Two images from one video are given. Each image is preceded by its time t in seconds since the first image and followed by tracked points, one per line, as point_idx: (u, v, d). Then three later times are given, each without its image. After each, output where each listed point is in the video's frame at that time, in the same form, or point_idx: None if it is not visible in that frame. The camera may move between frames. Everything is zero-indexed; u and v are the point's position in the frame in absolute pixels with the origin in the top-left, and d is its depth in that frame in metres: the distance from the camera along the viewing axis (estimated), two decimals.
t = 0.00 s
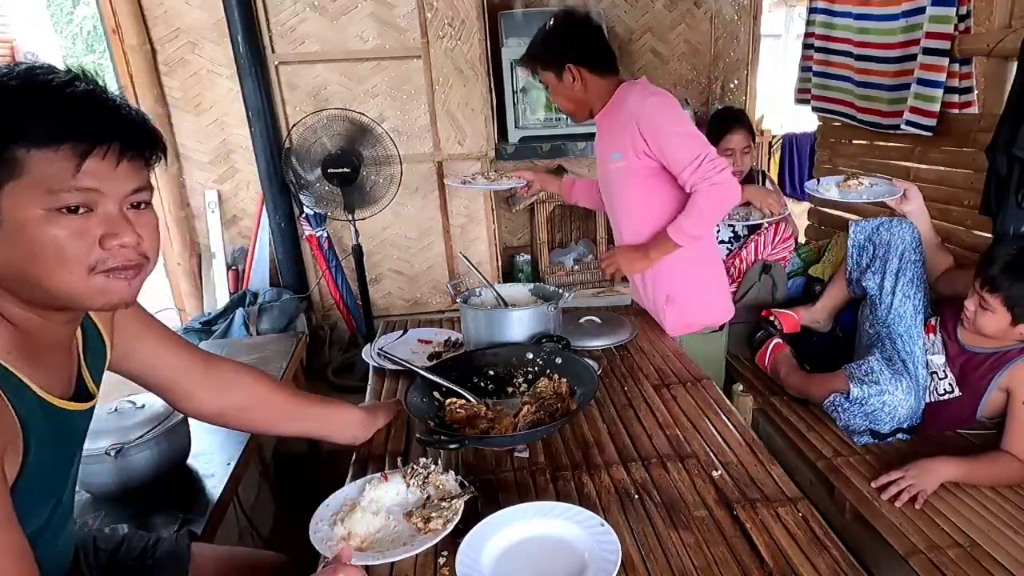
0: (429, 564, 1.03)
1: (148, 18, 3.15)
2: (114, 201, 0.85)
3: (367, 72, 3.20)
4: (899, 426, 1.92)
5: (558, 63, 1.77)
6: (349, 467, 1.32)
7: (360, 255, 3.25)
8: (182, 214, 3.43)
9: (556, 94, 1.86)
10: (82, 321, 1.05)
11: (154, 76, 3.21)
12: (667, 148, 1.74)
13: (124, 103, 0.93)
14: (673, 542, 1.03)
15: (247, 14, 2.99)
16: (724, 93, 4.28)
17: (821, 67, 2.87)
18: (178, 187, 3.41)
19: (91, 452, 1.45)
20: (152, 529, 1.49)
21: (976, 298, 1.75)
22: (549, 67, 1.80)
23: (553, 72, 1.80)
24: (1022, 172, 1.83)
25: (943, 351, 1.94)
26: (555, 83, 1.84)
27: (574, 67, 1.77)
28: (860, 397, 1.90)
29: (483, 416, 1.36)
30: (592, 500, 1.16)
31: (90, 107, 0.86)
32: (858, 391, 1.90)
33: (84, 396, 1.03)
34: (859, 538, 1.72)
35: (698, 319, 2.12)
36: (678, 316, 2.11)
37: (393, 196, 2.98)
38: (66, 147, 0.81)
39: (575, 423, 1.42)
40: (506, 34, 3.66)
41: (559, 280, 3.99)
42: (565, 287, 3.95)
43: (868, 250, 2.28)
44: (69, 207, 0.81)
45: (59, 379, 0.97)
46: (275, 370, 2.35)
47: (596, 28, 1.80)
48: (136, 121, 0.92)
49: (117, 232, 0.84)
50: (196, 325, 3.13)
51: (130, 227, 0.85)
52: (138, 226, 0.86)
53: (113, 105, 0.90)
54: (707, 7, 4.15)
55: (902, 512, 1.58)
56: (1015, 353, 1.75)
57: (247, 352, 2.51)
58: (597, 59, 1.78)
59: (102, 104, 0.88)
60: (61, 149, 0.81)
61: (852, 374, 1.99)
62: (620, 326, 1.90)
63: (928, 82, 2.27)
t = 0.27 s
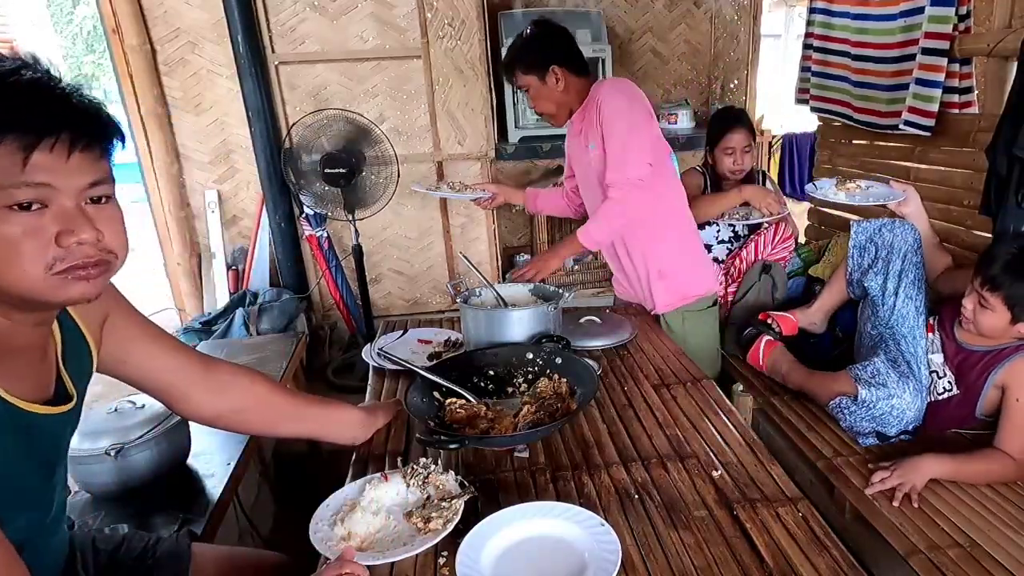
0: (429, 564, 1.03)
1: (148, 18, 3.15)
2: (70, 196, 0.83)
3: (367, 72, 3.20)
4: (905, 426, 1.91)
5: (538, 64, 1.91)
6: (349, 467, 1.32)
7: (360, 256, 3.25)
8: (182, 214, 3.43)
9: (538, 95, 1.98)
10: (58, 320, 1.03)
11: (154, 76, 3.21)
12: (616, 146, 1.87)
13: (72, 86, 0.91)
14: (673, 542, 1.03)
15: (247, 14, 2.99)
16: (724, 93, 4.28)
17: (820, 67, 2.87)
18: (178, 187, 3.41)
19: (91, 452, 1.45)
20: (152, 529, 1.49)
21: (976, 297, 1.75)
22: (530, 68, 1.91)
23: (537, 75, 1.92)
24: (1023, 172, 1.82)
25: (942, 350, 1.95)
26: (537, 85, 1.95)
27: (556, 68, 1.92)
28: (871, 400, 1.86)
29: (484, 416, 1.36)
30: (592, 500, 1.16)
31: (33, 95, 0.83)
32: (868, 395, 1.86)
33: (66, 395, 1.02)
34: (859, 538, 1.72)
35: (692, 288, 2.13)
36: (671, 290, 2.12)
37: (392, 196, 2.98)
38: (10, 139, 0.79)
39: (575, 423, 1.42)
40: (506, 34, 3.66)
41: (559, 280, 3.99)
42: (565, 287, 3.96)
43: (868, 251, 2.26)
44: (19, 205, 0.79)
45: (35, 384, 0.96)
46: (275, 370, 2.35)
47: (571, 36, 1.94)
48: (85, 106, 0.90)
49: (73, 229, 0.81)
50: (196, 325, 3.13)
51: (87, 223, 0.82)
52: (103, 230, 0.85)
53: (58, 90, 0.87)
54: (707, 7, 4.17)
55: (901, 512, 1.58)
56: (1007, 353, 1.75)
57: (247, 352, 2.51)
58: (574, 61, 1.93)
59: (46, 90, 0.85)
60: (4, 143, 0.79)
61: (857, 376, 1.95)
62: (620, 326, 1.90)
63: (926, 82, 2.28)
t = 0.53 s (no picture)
0: (429, 564, 1.03)
1: (148, 18, 3.15)
2: (33, 217, 0.83)
3: (367, 72, 3.20)
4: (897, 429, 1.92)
5: (541, 49, 1.93)
6: (348, 467, 1.32)
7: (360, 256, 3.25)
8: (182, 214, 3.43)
9: (535, 78, 2.00)
10: (36, 335, 1.02)
11: (154, 76, 3.21)
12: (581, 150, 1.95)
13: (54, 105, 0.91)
14: (673, 542, 1.03)
15: (247, 14, 2.99)
16: (725, 93, 4.29)
17: (820, 67, 2.87)
18: (178, 187, 3.41)
19: (91, 452, 1.45)
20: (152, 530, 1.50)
21: (976, 295, 1.74)
22: (534, 52, 1.93)
23: (538, 56, 1.94)
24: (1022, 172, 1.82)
25: (936, 346, 1.95)
26: (536, 67, 1.97)
27: (557, 53, 1.94)
28: (858, 412, 1.87)
29: (484, 416, 1.36)
30: (592, 500, 1.16)
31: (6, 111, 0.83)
32: (855, 407, 1.87)
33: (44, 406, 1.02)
34: (859, 538, 1.71)
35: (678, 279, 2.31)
36: (656, 280, 2.29)
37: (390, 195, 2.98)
38: None
39: (575, 423, 1.43)
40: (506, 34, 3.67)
41: (559, 280, 4.00)
42: (566, 287, 3.96)
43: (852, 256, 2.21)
44: None
45: (7, 396, 0.96)
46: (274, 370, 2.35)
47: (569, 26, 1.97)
48: (62, 127, 0.90)
49: (35, 253, 0.81)
50: (196, 325, 3.13)
51: (52, 247, 0.83)
52: (66, 252, 0.85)
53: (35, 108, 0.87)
54: (707, 7, 4.17)
55: (902, 512, 1.58)
56: (1002, 349, 1.75)
57: (246, 353, 2.50)
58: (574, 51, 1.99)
59: (24, 108, 0.85)
60: None
61: (843, 391, 1.96)
62: (620, 326, 1.90)
63: (924, 82, 2.28)
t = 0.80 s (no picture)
0: (428, 564, 1.03)
1: (148, 18, 3.15)
2: (58, 227, 0.83)
3: (366, 72, 3.20)
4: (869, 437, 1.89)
5: (542, 54, 1.93)
6: (348, 467, 1.32)
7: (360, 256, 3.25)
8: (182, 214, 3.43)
9: (533, 81, 2.00)
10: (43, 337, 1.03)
11: (154, 76, 3.21)
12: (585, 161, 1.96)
13: (94, 126, 0.92)
14: (673, 542, 1.03)
15: (247, 14, 2.99)
16: (725, 93, 4.29)
17: (820, 67, 2.87)
18: (178, 187, 3.41)
19: (91, 452, 1.45)
20: (152, 530, 1.50)
21: (980, 300, 1.72)
22: (535, 56, 1.94)
23: (537, 59, 1.95)
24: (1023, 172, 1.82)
25: (926, 346, 1.94)
26: (536, 70, 1.97)
27: (559, 58, 1.95)
28: (810, 423, 1.89)
29: (484, 416, 1.36)
30: (592, 500, 1.16)
31: (50, 128, 0.84)
32: (806, 418, 1.89)
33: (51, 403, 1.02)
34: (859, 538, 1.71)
35: (667, 286, 2.33)
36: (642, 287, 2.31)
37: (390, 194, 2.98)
38: (2, 171, 0.79)
39: (575, 423, 1.43)
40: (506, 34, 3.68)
41: (560, 280, 4.01)
42: (566, 287, 3.97)
43: (811, 277, 2.21)
44: (4, 233, 0.79)
45: (14, 395, 0.96)
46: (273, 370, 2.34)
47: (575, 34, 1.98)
48: (100, 150, 0.90)
49: (56, 260, 0.82)
50: (196, 325, 3.13)
51: (72, 255, 0.83)
52: (88, 261, 0.85)
53: (77, 128, 0.88)
54: (707, 7, 4.17)
55: (902, 512, 1.58)
56: (993, 353, 1.75)
57: (247, 353, 2.50)
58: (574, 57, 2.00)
59: (67, 126, 0.86)
60: None
61: (797, 405, 1.99)
62: (620, 326, 1.90)
63: (923, 82, 2.28)
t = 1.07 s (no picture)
0: (429, 564, 1.03)
1: (148, 18, 3.15)
2: (71, 236, 0.83)
3: (366, 72, 3.20)
4: (834, 439, 1.88)
5: (509, 62, 1.97)
6: (348, 467, 1.32)
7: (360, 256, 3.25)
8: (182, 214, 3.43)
9: (499, 90, 2.02)
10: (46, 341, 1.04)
11: (154, 76, 3.21)
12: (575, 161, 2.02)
13: (110, 139, 0.93)
14: (673, 542, 1.03)
15: (248, 14, 2.99)
16: (725, 92, 4.29)
17: (820, 67, 2.87)
18: (178, 187, 3.41)
19: (91, 452, 1.45)
20: (152, 530, 1.50)
21: (975, 296, 1.65)
22: (503, 63, 1.96)
23: (505, 68, 1.97)
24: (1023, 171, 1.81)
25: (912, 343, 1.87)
26: (503, 78, 1.99)
27: (526, 67, 2.01)
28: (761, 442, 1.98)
29: (484, 416, 1.36)
30: (592, 500, 1.16)
31: (69, 141, 0.84)
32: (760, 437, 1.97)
33: (51, 404, 1.02)
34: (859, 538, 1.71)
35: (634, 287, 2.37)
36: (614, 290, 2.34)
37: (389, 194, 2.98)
38: (21, 184, 0.78)
39: (575, 424, 1.43)
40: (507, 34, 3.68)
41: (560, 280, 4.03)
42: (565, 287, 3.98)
43: (765, 315, 2.25)
44: (17, 241, 0.79)
45: (16, 394, 0.96)
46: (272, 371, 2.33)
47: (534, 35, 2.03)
48: (116, 163, 0.91)
49: (66, 268, 0.82)
50: (196, 325, 3.13)
51: (83, 263, 0.83)
52: (95, 268, 0.85)
53: (94, 142, 0.89)
54: (707, 7, 4.17)
55: (902, 513, 1.58)
56: (984, 353, 1.69)
57: (246, 353, 2.50)
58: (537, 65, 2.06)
59: (84, 140, 0.87)
60: (14, 186, 0.78)
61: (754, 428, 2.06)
62: (620, 326, 1.91)
63: (924, 82, 2.26)
